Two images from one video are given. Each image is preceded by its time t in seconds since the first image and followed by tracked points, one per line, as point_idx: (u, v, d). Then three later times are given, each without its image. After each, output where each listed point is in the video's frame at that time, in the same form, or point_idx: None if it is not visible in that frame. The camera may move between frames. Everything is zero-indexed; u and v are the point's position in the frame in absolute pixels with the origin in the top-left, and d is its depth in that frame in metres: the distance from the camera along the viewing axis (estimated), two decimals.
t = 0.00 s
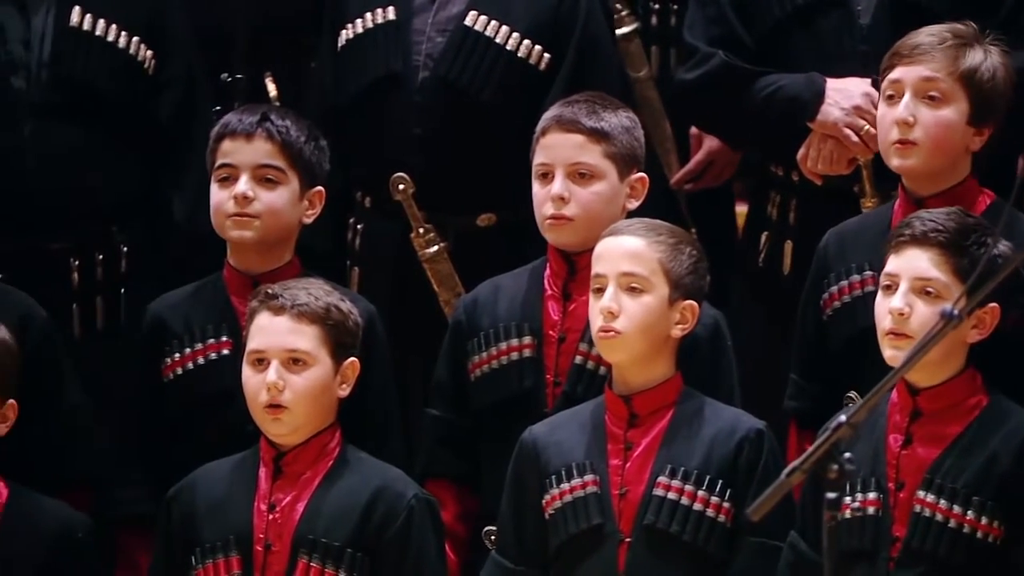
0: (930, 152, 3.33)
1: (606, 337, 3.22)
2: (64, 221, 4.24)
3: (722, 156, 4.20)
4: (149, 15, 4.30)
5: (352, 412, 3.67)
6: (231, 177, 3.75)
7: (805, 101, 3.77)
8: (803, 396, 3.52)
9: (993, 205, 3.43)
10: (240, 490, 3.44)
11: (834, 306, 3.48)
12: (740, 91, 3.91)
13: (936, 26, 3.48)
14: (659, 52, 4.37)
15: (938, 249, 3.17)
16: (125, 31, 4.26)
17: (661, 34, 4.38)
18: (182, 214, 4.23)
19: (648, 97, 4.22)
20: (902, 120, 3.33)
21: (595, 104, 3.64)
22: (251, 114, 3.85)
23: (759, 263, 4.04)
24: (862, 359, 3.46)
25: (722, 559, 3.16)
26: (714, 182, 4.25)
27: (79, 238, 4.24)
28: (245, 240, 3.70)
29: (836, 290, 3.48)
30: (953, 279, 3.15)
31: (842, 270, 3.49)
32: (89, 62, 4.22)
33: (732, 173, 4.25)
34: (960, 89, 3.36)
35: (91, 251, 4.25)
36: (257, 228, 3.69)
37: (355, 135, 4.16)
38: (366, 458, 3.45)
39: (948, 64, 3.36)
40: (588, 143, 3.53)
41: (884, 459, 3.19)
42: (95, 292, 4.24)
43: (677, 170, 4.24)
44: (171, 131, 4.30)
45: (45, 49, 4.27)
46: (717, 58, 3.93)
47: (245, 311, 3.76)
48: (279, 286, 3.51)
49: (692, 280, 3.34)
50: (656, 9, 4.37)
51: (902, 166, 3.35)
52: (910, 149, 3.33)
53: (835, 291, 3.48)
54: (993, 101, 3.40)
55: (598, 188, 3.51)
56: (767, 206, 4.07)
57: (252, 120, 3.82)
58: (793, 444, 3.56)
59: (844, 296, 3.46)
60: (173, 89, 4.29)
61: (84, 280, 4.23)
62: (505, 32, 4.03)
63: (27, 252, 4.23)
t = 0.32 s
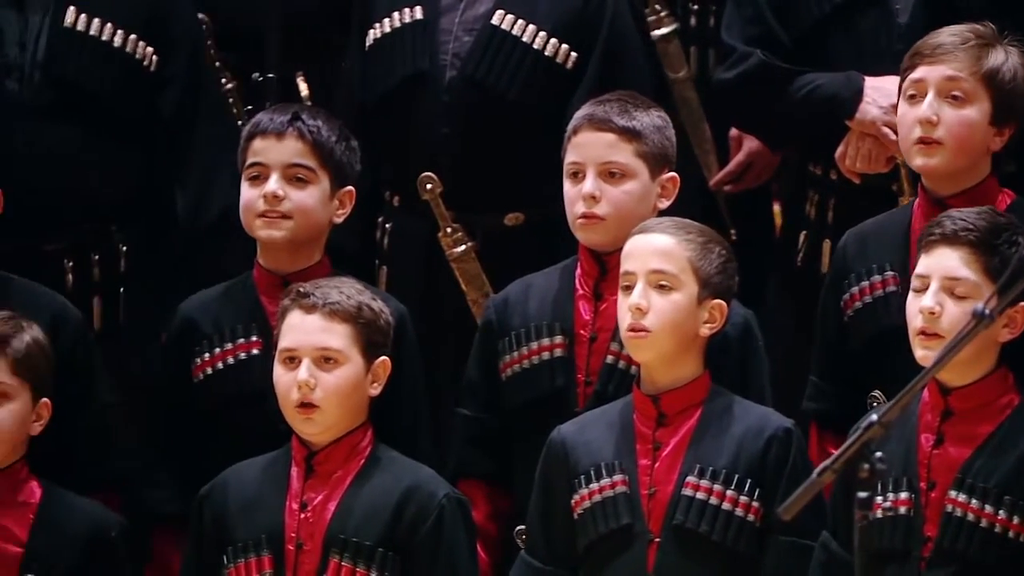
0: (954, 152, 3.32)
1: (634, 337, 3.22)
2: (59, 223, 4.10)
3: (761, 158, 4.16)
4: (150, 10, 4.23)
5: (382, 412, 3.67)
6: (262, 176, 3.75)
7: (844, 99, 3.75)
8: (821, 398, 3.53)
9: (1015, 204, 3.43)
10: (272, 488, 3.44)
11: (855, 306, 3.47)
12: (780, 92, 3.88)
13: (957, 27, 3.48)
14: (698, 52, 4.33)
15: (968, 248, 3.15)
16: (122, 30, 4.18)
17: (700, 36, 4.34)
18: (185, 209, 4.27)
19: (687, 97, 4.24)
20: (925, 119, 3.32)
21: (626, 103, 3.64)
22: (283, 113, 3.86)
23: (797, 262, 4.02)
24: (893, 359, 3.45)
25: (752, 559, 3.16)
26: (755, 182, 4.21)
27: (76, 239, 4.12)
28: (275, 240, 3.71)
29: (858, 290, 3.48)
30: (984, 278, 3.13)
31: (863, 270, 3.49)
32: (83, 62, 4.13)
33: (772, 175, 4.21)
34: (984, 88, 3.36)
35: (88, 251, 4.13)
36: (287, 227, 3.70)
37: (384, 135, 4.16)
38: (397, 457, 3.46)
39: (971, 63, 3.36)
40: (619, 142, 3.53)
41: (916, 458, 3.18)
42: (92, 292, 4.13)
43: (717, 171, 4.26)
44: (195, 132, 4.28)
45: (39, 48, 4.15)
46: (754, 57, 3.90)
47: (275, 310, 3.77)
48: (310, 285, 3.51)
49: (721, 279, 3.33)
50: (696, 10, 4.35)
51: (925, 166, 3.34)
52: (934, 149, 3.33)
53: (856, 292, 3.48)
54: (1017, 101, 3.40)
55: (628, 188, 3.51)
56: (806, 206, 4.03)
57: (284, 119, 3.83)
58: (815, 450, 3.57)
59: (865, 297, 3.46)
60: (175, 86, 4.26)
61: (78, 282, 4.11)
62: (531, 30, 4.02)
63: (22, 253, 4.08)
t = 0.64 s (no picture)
0: (966, 156, 3.32)
1: (658, 330, 3.21)
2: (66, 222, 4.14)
3: (790, 155, 4.15)
4: (145, 12, 4.22)
5: (409, 409, 3.68)
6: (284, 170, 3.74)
7: (877, 97, 3.74)
8: (836, 396, 3.54)
9: None
10: (297, 484, 3.44)
11: (870, 305, 3.48)
12: (813, 87, 3.87)
13: (970, 27, 3.47)
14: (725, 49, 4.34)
15: (996, 245, 3.12)
16: (112, 32, 4.17)
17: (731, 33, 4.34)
18: (170, 210, 4.21)
19: (716, 95, 4.21)
20: (938, 119, 3.31)
21: (648, 102, 3.63)
22: (304, 110, 3.86)
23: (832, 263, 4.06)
24: (918, 357, 3.44)
25: (776, 559, 3.16)
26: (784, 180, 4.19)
27: (73, 241, 4.13)
28: (298, 234, 3.70)
29: (872, 290, 3.48)
30: (1012, 275, 3.11)
31: (877, 269, 3.49)
32: (71, 66, 4.15)
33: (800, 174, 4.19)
34: (997, 88, 3.35)
35: (73, 257, 4.13)
36: (311, 219, 3.69)
37: (402, 134, 4.13)
38: (422, 453, 3.46)
39: (984, 63, 3.35)
40: (641, 142, 3.52)
41: (941, 455, 3.17)
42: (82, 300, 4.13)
43: (746, 169, 4.22)
44: (202, 133, 4.26)
45: (31, 49, 4.17)
46: (786, 55, 3.89)
47: (299, 308, 3.77)
48: (336, 283, 3.51)
49: (746, 279, 3.32)
50: (723, 8, 4.34)
51: (936, 174, 3.34)
52: (947, 151, 3.33)
53: (869, 292, 3.48)
54: None
55: (650, 188, 3.49)
56: (835, 204, 4.06)
57: (305, 114, 3.83)
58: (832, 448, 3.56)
59: (880, 296, 3.46)
60: (166, 88, 4.23)
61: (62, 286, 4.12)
62: (551, 25, 4.02)
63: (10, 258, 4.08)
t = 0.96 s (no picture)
0: (981, 152, 3.33)
1: (680, 338, 3.23)
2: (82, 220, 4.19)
3: (806, 151, 4.23)
4: (151, 15, 4.29)
5: (427, 410, 3.69)
6: (302, 173, 3.76)
7: (900, 96, 3.76)
8: (851, 395, 3.54)
9: None
10: (315, 480, 3.45)
11: (881, 304, 3.50)
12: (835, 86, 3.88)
13: (984, 27, 3.48)
14: (740, 45, 4.36)
15: (1016, 244, 3.12)
16: (114, 39, 4.24)
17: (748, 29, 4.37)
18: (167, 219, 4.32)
19: (730, 90, 4.25)
20: (953, 118, 3.32)
21: (666, 100, 3.64)
22: (320, 111, 3.88)
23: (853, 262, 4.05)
24: (934, 356, 3.45)
25: (796, 557, 3.17)
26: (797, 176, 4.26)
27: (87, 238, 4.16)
28: (316, 237, 3.72)
29: (883, 288, 3.50)
30: None
31: (888, 268, 3.51)
32: (72, 72, 4.20)
33: (816, 166, 4.25)
34: (1011, 88, 3.35)
35: (64, 261, 4.16)
36: (328, 224, 3.71)
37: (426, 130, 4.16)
38: (442, 450, 3.48)
39: (998, 63, 3.36)
40: (659, 142, 3.53)
41: (957, 451, 3.17)
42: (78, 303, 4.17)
43: (761, 164, 4.27)
44: (209, 136, 4.36)
45: (33, 52, 4.20)
46: (808, 54, 3.90)
47: (320, 305, 3.80)
48: (357, 281, 3.53)
49: (766, 277, 3.33)
50: (738, 4, 4.36)
51: (951, 166, 3.35)
52: (960, 148, 3.33)
53: (881, 290, 3.50)
54: None
55: (669, 188, 3.51)
56: (858, 204, 4.07)
57: (321, 116, 3.85)
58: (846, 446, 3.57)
59: (890, 295, 3.48)
60: (166, 96, 4.31)
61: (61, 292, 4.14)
62: (575, 24, 4.03)
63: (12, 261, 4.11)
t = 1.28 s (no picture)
0: (1001, 147, 3.33)
1: (703, 335, 3.24)
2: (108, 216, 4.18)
3: (819, 148, 4.21)
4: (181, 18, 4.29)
5: (448, 407, 3.71)
6: (325, 169, 3.77)
7: (920, 91, 3.77)
8: (871, 392, 3.55)
9: None
10: (337, 476, 3.46)
11: (901, 301, 3.50)
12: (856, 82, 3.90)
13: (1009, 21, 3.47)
14: (755, 40, 4.37)
15: None
16: (142, 37, 4.25)
17: (762, 24, 4.38)
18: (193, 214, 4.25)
19: (744, 84, 4.22)
20: (975, 112, 3.33)
21: (688, 97, 3.65)
22: (343, 106, 3.88)
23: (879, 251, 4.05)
24: (954, 353, 3.46)
25: (817, 552, 3.17)
26: (810, 171, 4.25)
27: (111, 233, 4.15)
28: (340, 232, 3.73)
29: (903, 285, 3.51)
30: None
31: (908, 265, 3.52)
32: (99, 67, 4.25)
33: (827, 162, 4.26)
34: None
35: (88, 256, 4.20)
36: (353, 219, 3.73)
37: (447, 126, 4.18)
38: (464, 446, 3.49)
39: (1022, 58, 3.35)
40: (681, 139, 3.54)
41: (977, 447, 3.17)
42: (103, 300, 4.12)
43: (775, 159, 4.24)
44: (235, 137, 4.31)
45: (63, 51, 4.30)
46: (830, 49, 3.91)
47: (339, 301, 3.81)
48: (380, 276, 3.54)
49: (789, 273, 3.34)
50: None
51: (972, 159, 3.36)
52: (982, 141, 3.34)
53: (901, 287, 3.51)
54: None
55: (691, 185, 3.52)
56: (880, 199, 4.09)
57: (344, 111, 3.85)
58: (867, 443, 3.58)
59: (910, 292, 3.49)
60: (194, 95, 4.28)
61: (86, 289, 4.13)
62: (597, 21, 4.04)
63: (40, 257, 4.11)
